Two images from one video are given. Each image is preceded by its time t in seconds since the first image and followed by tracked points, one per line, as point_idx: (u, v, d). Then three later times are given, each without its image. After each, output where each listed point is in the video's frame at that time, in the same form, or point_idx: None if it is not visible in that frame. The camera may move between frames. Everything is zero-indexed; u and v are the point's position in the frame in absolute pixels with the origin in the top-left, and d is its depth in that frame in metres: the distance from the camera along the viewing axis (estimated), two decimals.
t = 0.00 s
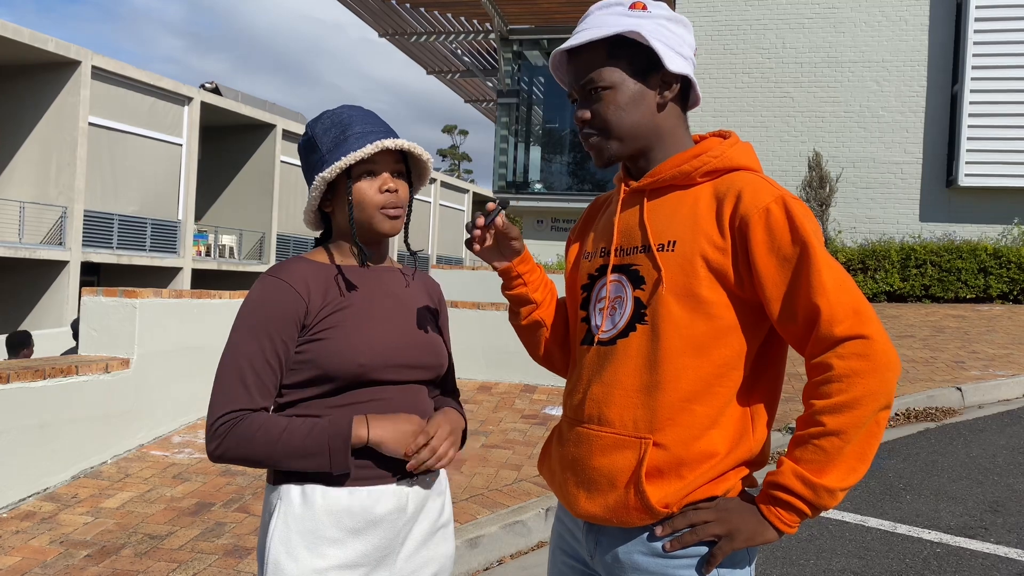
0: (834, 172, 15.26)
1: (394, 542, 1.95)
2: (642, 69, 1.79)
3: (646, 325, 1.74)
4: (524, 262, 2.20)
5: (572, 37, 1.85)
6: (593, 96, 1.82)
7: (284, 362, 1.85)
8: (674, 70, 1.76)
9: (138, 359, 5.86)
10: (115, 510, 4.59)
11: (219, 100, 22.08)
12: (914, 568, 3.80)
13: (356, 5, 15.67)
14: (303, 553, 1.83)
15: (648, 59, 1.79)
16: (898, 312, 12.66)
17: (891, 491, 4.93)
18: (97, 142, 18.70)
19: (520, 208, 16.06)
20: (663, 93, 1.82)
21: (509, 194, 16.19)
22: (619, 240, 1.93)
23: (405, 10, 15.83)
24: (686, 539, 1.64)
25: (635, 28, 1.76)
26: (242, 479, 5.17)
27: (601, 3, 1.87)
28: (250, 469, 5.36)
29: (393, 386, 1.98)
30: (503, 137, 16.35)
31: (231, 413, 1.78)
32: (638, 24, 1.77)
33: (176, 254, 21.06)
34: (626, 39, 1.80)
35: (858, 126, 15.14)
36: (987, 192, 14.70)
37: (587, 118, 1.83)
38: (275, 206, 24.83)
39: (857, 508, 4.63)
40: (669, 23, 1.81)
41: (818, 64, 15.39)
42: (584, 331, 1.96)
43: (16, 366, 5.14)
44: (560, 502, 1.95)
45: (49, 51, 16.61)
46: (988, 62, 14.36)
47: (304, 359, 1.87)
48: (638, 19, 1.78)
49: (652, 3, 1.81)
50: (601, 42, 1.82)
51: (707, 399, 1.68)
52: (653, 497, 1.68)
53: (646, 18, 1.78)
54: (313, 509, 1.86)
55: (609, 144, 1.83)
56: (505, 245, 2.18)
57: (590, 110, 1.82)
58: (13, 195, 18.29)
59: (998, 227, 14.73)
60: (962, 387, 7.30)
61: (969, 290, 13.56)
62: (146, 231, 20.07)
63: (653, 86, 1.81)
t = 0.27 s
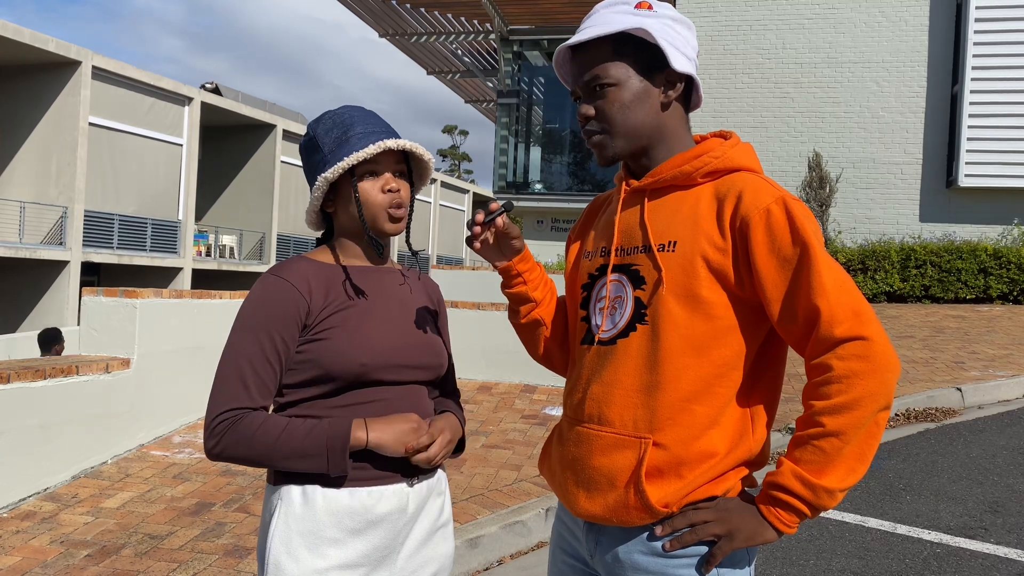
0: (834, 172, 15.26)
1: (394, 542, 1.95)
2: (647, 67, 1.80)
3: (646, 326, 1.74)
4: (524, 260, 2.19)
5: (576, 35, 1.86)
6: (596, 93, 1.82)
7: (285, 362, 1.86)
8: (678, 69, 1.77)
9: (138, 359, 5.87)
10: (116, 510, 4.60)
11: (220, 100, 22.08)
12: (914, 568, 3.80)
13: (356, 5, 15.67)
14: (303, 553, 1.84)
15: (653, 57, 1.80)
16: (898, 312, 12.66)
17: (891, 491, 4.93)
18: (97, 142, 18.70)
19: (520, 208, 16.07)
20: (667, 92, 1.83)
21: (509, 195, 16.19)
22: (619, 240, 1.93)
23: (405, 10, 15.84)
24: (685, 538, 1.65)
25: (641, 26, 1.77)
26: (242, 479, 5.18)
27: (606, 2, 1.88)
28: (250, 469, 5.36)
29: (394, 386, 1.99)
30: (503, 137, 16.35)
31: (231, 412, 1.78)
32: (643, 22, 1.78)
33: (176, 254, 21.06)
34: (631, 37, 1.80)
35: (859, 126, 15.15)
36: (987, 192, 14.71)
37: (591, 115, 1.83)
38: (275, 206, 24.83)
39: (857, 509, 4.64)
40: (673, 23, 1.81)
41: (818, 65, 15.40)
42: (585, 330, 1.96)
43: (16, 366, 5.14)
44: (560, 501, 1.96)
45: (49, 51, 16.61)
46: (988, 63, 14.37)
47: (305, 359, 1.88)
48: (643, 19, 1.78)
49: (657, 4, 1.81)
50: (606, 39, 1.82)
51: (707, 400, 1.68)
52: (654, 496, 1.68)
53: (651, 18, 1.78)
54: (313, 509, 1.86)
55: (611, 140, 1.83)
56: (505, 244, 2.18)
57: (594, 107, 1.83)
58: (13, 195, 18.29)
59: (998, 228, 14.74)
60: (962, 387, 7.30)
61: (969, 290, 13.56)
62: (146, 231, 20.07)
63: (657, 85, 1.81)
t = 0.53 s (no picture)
0: (834, 173, 15.27)
1: (396, 542, 1.96)
2: (648, 68, 1.80)
3: (646, 325, 1.74)
4: (524, 259, 2.20)
5: (578, 35, 1.87)
6: (596, 92, 1.83)
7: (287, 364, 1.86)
8: (679, 70, 1.78)
9: (138, 359, 5.87)
10: (116, 510, 4.60)
11: (220, 100, 22.08)
12: (914, 568, 3.81)
13: (356, 5, 15.67)
14: (304, 553, 1.84)
15: (653, 58, 1.81)
16: (898, 312, 12.66)
17: (891, 491, 4.94)
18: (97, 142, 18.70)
19: (520, 208, 16.07)
20: (668, 93, 1.83)
21: (509, 195, 16.19)
22: (619, 240, 1.94)
23: (406, 10, 15.85)
24: (686, 538, 1.65)
25: (642, 27, 1.77)
26: (243, 479, 5.18)
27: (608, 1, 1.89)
28: (250, 470, 5.36)
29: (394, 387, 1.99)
30: (503, 137, 16.36)
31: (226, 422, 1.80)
32: (644, 23, 1.78)
33: (176, 254, 21.07)
34: (632, 37, 1.81)
35: (858, 127, 15.16)
36: (987, 193, 14.71)
37: (592, 114, 1.83)
38: (275, 206, 24.83)
39: (857, 509, 4.64)
40: (675, 24, 1.81)
41: (818, 65, 15.40)
42: (585, 330, 1.96)
43: (16, 366, 5.15)
44: (560, 501, 1.96)
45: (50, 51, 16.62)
46: (988, 63, 14.37)
47: (305, 361, 1.88)
48: (646, 19, 1.78)
49: (660, 4, 1.82)
50: (606, 40, 1.82)
51: (707, 400, 1.68)
52: (654, 496, 1.68)
53: (654, 18, 1.79)
54: (313, 510, 1.86)
55: (614, 139, 1.82)
56: (505, 244, 2.19)
57: (595, 106, 1.83)
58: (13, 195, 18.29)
59: (998, 228, 14.74)
60: (961, 388, 7.31)
61: (969, 290, 13.57)
62: (146, 231, 20.09)
63: (659, 86, 1.82)
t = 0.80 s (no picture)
0: (834, 172, 15.27)
1: (398, 542, 1.96)
2: (636, 71, 1.80)
3: (647, 325, 1.74)
4: (507, 271, 2.22)
5: (571, 39, 1.88)
6: (587, 99, 1.85)
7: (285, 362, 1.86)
8: (662, 71, 1.75)
9: (138, 359, 5.87)
10: (116, 510, 4.60)
11: (219, 100, 22.08)
12: (914, 568, 3.80)
13: (356, 5, 15.66)
14: (307, 553, 1.84)
15: (641, 60, 1.79)
16: (898, 312, 12.66)
17: (891, 491, 4.93)
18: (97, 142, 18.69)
19: (520, 208, 16.07)
20: (657, 96, 1.81)
21: (509, 195, 16.19)
22: (619, 240, 1.94)
23: (405, 10, 15.84)
24: (687, 538, 1.65)
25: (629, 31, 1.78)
26: (242, 479, 5.18)
27: (603, 5, 1.91)
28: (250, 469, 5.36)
29: (394, 387, 1.98)
30: (503, 137, 16.36)
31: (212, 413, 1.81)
32: (630, 28, 1.79)
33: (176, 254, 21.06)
34: (619, 41, 1.81)
35: (858, 126, 15.16)
36: (987, 192, 14.71)
37: (585, 121, 1.86)
38: (275, 206, 24.82)
39: (857, 508, 4.64)
40: (667, 23, 1.81)
41: (818, 65, 15.40)
42: (586, 330, 1.96)
43: (16, 366, 5.15)
44: (562, 501, 1.96)
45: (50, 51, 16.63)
46: (988, 63, 14.37)
47: (304, 362, 1.88)
48: (635, 22, 1.80)
49: (650, 4, 1.83)
50: (596, 45, 1.84)
51: (708, 400, 1.68)
52: (655, 497, 1.68)
53: (643, 20, 1.80)
54: (314, 511, 1.85)
55: (606, 145, 1.85)
56: (476, 256, 2.22)
57: (584, 114, 1.85)
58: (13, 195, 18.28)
59: (998, 227, 14.74)
60: (961, 387, 7.30)
61: (969, 290, 13.57)
62: (146, 231, 20.08)
63: (647, 90, 1.80)
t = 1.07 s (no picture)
0: (834, 172, 15.26)
1: (398, 540, 1.96)
2: (631, 71, 1.79)
3: (645, 324, 1.74)
4: (502, 274, 2.23)
5: (569, 40, 1.88)
6: (586, 100, 1.86)
7: (288, 362, 1.86)
8: (657, 71, 1.75)
9: (138, 359, 5.86)
10: (116, 510, 4.59)
11: (219, 99, 22.08)
12: (914, 567, 3.80)
13: (356, 5, 15.67)
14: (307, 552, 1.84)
15: (635, 60, 1.79)
16: (899, 311, 12.65)
17: (891, 490, 4.93)
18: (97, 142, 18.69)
19: (520, 208, 16.07)
20: (652, 96, 1.81)
21: (509, 194, 16.18)
22: (619, 239, 1.93)
23: (405, 10, 15.84)
24: (686, 537, 1.65)
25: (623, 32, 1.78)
26: (242, 478, 5.17)
27: (600, 5, 1.91)
28: (250, 469, 5.36)
29: (395, 387, 1.98)
30: (503, 137, 16.36)
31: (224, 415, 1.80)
32: (623, 29, 1.79)
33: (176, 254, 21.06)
34: (614, 41, 1.81)
35: (859, 125, 15.15)
36: (987, 192, 14.71)
37: (584, 122, 1.87)
38: (275, 206, 24.82)
39: (858, 508, 4.63)
40: (662, 22, 1.81)
41: (818, 64, 15.39)
42: (585, 330, 1.96)
43: (16, 366, 5.15)
44: (562, 501, 1.95)
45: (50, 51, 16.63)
46: (988, 62, 14.36)
47: (306, 361, 1.88)
48: (630, 21, 1.80)
49: (645, 3, 1.83)
50: (591, 47, 1.85)
51: (707, 399, 1.68)
52: (653, 496, 1.68)
53: (638, 20, 1.80)
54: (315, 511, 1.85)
55: (605, 146, 1.86)
56: (467, 259, 2.24)
57: (583, 116, 1.87)
58: (13, 195, 18.28)
59: (998, 227, 14.74)
60: (962, 386, 7.29)
61: (969, 289, 13.56)
62: (147, 230, 20.08)
63: (642, 91, 1.80)
